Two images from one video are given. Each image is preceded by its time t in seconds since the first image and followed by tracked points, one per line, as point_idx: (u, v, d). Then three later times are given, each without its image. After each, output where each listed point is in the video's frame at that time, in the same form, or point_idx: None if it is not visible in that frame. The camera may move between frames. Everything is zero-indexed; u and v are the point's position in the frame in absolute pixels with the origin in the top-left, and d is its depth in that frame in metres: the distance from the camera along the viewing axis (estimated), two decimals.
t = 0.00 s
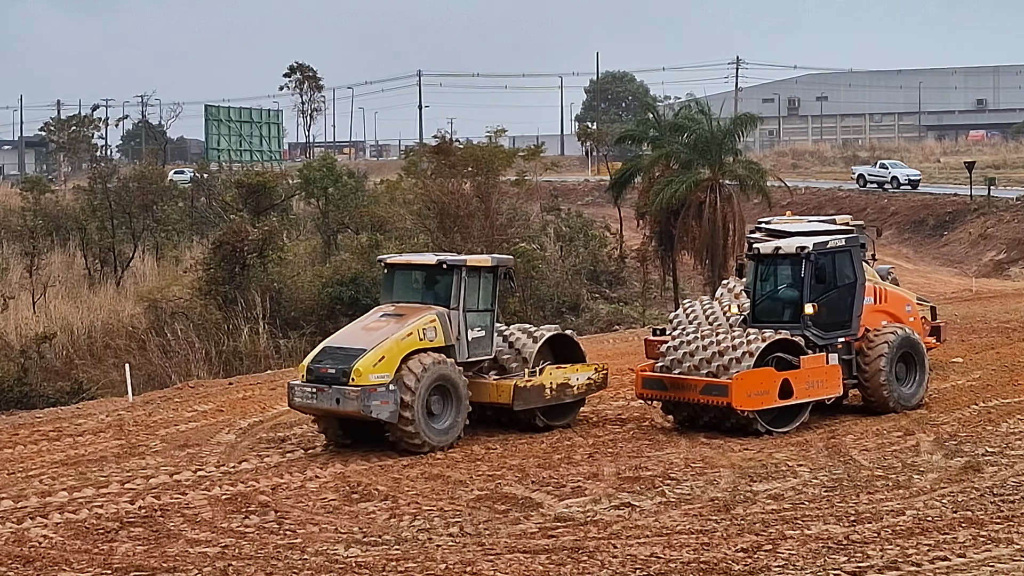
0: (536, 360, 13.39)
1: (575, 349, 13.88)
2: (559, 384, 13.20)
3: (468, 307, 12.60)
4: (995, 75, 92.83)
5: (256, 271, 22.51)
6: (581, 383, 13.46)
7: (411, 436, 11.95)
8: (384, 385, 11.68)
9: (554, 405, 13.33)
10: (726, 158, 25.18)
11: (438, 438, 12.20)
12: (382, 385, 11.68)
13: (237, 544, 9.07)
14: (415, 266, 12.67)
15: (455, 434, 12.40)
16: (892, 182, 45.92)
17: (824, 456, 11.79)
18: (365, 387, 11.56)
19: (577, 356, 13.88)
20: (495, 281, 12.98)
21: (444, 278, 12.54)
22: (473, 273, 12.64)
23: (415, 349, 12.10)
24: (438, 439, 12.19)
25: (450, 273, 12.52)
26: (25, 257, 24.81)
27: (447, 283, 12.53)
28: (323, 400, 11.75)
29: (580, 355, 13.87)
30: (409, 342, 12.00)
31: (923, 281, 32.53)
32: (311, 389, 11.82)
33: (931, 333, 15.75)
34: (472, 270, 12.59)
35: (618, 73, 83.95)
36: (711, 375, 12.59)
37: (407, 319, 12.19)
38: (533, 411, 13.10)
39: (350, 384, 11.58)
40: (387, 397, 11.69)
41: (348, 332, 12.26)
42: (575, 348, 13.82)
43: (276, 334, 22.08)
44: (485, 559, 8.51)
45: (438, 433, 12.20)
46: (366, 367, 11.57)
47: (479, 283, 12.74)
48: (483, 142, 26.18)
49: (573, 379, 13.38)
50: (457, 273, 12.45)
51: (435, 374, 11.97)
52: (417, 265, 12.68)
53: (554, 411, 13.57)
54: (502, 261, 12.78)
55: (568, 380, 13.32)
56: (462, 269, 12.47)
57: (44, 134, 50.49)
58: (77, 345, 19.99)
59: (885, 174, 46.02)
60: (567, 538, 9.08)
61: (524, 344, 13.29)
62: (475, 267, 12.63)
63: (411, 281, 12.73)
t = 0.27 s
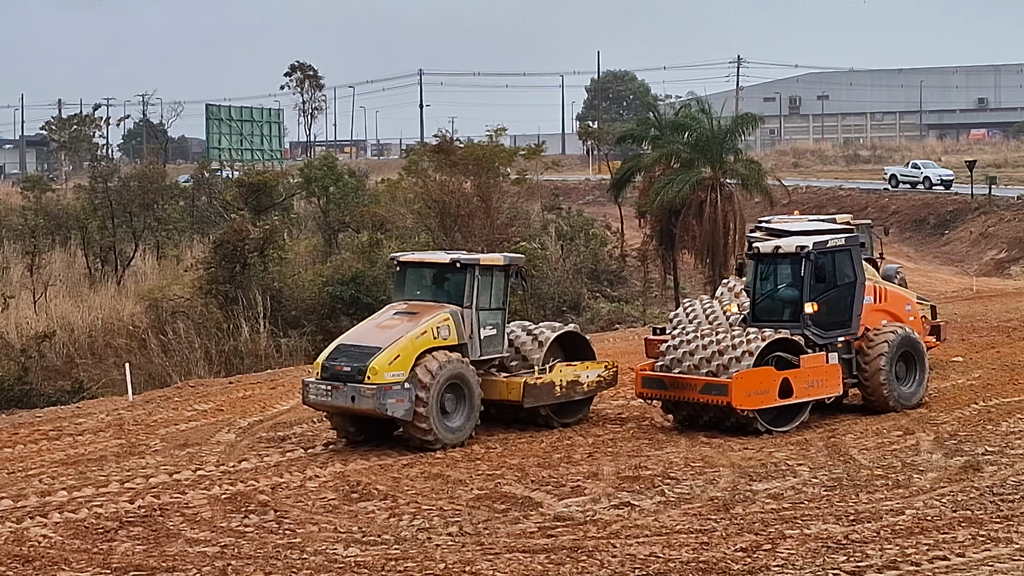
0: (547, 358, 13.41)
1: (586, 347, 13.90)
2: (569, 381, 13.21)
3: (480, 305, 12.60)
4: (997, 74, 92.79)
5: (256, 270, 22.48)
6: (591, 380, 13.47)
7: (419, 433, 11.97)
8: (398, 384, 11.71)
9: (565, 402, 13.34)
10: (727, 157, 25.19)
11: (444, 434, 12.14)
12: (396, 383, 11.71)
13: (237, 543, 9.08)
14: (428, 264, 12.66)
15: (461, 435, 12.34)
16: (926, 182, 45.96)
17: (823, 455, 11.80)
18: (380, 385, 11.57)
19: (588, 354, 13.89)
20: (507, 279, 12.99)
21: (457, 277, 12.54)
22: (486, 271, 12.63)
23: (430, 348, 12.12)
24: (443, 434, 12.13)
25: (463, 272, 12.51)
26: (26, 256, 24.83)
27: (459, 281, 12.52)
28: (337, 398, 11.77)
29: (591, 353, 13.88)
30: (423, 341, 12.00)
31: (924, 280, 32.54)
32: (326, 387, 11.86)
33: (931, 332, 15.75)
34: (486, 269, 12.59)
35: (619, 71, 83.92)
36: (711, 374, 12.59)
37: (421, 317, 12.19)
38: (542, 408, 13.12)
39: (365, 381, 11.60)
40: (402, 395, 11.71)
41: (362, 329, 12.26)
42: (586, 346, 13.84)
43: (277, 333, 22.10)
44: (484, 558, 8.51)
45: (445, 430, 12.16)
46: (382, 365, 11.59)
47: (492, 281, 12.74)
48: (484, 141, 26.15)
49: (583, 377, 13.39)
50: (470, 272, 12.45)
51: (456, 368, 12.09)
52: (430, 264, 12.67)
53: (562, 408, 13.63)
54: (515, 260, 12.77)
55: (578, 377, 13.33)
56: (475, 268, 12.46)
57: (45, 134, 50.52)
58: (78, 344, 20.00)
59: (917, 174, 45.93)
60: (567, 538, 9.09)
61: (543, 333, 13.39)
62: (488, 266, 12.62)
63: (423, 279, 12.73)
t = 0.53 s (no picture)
0: (551, 356, 13.41)
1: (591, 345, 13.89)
2: (573, 380, 13.21)
3: (486, 304, 12.59)
4: (997, 72, 92.73)
5: (257, 270, 22.47)
6: (595, 378, 13.46)
7: (423, 430, 11.98)
8: (407, 382, 11.73)
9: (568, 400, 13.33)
10: (727, 155, 25.18)
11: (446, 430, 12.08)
12: (405, 381, 11.73)
13: (236, 543, 9.08)
14: (433, 263, 12.65)
15: (461, 436, 12.28)
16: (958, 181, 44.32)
17: (823, 454, 11.80)
18: (389, 383, 11.60)
19: (593, 352, 13.88)
20: (512, 277, 12.98)
21: (462, 275, 12.53)
22: (492, 270, 12.61)
23: (437, 346, 12.13)
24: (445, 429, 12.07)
25: (469, 270, 12.50)
26: (26, 255, 24.84)
27: (464, 280, 12.52)
28: (345, 396, 11.77)
29: (597, 351, 13.87)
30: (431, 339, 12.02)
31: (925, 279, 32.52)
32: (334, 385, 11.86)
33: (930, 331, 15.75)
34: (491, 267, 12.58)
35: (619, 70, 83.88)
36: (711, 373, 12.59)
37: (428, 316, 12.21)
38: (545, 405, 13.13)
39: (375, 379, 11.62)
40: (411, 393, 11.73)
41: (369, 327, 12.26)
42: (591, 345, 13.83)
43: (277, 332, 22.10)
44: (482, 558, 8.52)
45: (448, 426, 12.10)
46: (391, 363, 11.61)
47: (497, 279, 12.73)
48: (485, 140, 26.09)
49: (587, 375, 13.38)
50: (476, 270, 12.44)
51: (469, 367, 12.21)
52: (436, 263, 12.66)
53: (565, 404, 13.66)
54: (520, 258, 12.76)
55: (582, 375, 13.31)
56: (480, 267, 12.45)
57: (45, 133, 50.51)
58: (78, 343, 20.01)
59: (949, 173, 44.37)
60: (565, 537, 9.09)
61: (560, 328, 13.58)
62: (493, 264, 12.61)
63: (427, 277, 12.73)
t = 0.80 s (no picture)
0: (549, 355, 13.42)
1: (590, 344, 13.90)
2: (570, 379, 13.23)
3: (486, 303, 12.60)
4: (997, 72, 92.72)
5: (256, 269, 22.46)
6: (593, 378, 13.48)
7: (423, 428, 12.00)
8: (411, 381, 11.74)
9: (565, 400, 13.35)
10: (727, 155, 25.17)
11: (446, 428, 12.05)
12: (409, 380, 11.74)
13: (234, 542, 9.09)
14: (433, 262, 12.64)
15: (460, 436, 12.25)
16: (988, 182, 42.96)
17: (821, 453, 11.80)
18: (393, 383, 11.61)
19: (592, 351, 13.89)
20: (510, 276, 12.97)
21: (462, 275, 12.53)
22: (491, 269, 12.62)
23: (438, 346, 12.14)
24: (445, 427, 12.04)
25: (469, 270, 12.50)
26: (25, 255, 24.84)
27: (463, 279, 12.52)
28: (348, 396, 11.79)
29: (596, 351, 13.88)
30: (432, 339, 12.02)
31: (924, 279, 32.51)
32: (337, 385, 11.87)
33: (929, 330, 15.75)
34: (491, 267, 12.57)
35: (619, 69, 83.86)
36: (709, 372, 12.59)
37: (428, 315, 12.20)
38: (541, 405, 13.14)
39: (378, 379, 11.63)
40: (414, 393, 11.73)
41: (371, 327, 12.25)
42: (590, 344, 13.83)
43: (276, 331, 22.11)
44: (481, 557, 8.52)
45: (448, 423, 12.08)
46: (394, 363, 11.62)
47: (497, 278, 12.72)
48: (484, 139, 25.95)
49: (585, 375, 13.40)
50: (476, 270, 12.43)
51: (472, 367, 12.25)
52: (435, 262, 12.65)
53: (562, 404, 13.68)
54: (519, 257, 12.75)
55: (580, 375, 13.34)
56: (480, 267, 12.44)
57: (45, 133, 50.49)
58: (77, 343, 20.01)
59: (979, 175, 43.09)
60: (563, 536, 9.10)
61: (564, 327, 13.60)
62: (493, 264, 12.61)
63: (424, 278, 12.73)
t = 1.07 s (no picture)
0: (544, 355, 13.38)
1: (586, 345, 13.87)
2: (566, 380, 13.19)
3: (483, 302, 12.59)
4: (997, 71, 92.71)
5: (256, 268, 22.49)
6: (590, 378, 13.43)
7: (423, 427, 12.01)
8: (412, 381, 11.75)
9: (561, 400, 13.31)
10: (728, 154, 25.13)
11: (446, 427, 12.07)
12: (410, 380, 11.75)
13: (233, 541, 9.09)
14: (429, 262, 12.64)
15: (460, 435, 12.28)
16: None
17: (820, 452, 11.80)
18: (394, 382, 11.62)
19: (588, 351, 13.86)
20: (505, 276, 12.99)
21: (459, 274, 12.53)
22: (487, 269, 12.61)
23: (438, 345, 12.14)
24: (446, 426, 12.06)
25: (466, 269, 12.50)
26: (25, 254, 24.85)
27: (460, 278, 12.52)
28: (349, 396, 11.79)
29: (592, 350, 13.85)
30: (432, 338, 12.02)
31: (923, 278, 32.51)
32: (337, 385, 11.87)
33: (929, 330, 15.73)
34: (488, 266, 12.58)
35: (619, 68, 83.86)
36: (708, 372, 12.59)
37: (427, 314, 12.18)
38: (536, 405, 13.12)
39: (379, 379, 11.64)
40: (416, 392, 11.75)
41: (370, 326, 12.23)
42: (587, 344, 13.81)
43: (275, 330, 22.12)
44: (479, 556, 8.52)
45: (448, 423, 12.11)
46: (396, 362, 11.63)
47: (493, 278, 12.73)
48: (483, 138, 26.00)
49: (581, 375, 13.35)
50: (474, 270, 12.44)
51: (471, 366, 12.26)
52: (432, 262, 12.65)
53: (558, 404, 13.63)
54: (515, 257, 12.78)
55: (575, 375, 13.30)
56: (477, 266, 12.45)
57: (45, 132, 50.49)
58: (77, 342, 20.04)
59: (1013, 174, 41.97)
60: (562, 535, 9.10)
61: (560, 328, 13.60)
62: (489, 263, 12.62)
63: (420, 278, 12.72)
